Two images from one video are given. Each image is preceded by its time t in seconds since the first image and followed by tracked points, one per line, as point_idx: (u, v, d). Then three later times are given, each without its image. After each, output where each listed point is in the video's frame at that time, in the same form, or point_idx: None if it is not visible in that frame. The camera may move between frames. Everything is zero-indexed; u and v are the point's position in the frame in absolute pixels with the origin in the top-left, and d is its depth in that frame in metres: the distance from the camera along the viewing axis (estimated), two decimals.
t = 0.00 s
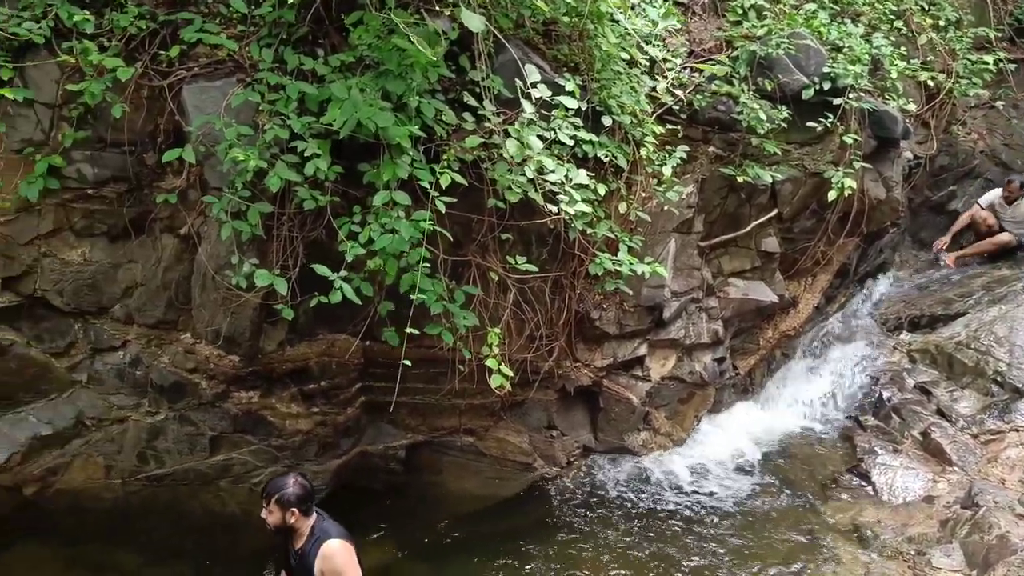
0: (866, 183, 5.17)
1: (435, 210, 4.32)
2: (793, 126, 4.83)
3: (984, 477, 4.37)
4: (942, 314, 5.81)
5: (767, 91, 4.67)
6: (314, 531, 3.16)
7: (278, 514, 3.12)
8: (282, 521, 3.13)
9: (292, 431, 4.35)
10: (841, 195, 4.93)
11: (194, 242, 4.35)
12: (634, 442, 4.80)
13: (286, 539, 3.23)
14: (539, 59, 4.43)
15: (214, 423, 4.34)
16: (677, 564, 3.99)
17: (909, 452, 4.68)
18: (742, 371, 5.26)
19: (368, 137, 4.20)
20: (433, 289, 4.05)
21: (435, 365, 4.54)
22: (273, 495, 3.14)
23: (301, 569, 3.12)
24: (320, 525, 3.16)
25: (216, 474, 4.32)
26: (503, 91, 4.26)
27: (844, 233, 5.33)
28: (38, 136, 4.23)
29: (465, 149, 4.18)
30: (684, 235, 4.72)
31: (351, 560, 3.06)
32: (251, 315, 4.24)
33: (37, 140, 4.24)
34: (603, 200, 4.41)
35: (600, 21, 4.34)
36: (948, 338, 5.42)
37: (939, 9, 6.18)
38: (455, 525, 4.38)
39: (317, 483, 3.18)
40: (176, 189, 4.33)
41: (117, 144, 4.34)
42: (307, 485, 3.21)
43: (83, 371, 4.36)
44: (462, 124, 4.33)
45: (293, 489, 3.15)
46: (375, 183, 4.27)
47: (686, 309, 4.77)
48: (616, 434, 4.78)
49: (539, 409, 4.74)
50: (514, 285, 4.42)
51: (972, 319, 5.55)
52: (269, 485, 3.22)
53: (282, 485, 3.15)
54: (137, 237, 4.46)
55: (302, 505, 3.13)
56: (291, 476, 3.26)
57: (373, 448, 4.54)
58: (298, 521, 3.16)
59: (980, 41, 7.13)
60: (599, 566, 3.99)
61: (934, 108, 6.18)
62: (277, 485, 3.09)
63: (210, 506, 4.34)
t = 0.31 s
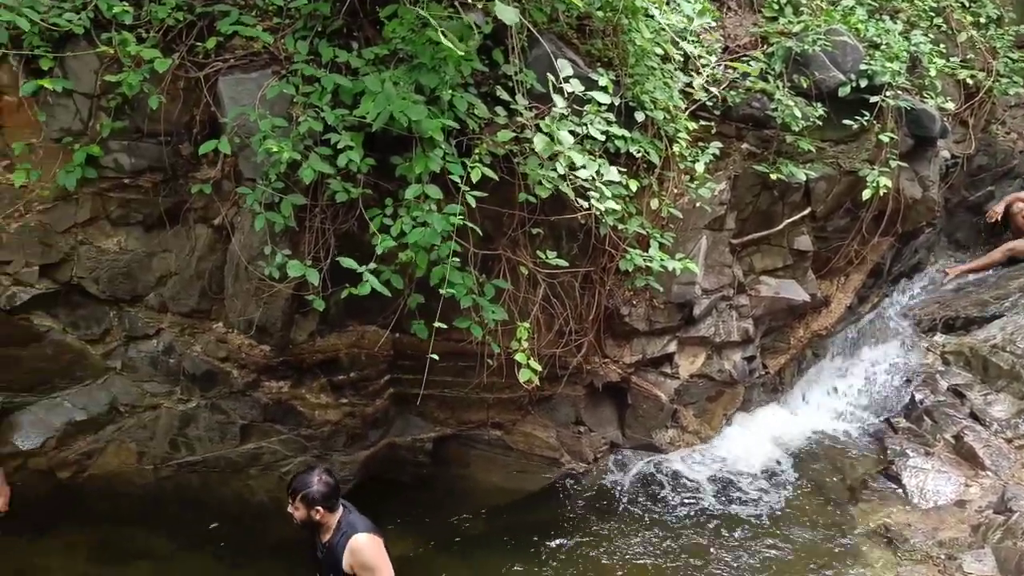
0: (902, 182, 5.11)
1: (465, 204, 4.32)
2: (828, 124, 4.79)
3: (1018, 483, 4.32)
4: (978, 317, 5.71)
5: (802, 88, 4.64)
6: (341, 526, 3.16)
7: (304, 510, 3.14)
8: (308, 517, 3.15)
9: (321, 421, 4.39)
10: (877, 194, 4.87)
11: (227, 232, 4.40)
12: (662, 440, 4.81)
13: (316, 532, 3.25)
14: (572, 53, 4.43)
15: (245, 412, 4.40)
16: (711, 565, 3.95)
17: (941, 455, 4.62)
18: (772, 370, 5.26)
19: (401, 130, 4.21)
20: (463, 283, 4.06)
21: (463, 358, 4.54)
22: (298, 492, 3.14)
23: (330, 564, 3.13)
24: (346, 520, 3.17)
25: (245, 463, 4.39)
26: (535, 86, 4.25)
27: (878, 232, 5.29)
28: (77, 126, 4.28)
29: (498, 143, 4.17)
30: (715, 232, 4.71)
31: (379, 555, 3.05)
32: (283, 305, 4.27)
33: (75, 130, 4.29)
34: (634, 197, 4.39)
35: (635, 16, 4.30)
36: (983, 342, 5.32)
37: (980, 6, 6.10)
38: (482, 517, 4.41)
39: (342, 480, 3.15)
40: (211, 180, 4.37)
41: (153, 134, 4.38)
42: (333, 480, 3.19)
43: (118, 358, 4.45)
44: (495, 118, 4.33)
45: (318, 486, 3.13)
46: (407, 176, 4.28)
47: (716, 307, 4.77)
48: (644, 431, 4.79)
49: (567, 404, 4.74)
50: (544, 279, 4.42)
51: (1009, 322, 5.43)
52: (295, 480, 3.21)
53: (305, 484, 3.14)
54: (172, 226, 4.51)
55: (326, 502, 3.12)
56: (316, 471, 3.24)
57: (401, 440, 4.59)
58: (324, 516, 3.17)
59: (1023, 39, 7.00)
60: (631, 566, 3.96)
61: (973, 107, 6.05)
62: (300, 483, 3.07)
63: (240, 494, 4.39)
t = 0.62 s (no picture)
0: (941, 180, 5.04)
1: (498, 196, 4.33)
2: (867, 119, 4.74)
3: None
4: (1016, 318, 5.85)
5: (841, 83, 4.61)
6: (376, 528, 3.00)
7: (335, 512, 3.04)
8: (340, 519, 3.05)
9: (352, 409, 4.42)
10: (915, 191, 4.81)
11: (262, 221, 4.42)
12: (691, 436, 4.79)
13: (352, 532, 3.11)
14: (609, 45, 4.39)
15: (277, 398, 4.43)
16: (736, 566, 3.93)
17: (976, 458, 4.59)
18: (805, 368, 5.20)
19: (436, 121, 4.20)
20: (495, 275, 4.07)
21: (493, 349, 4.58)
22: (332, 495, 3.02)
23: (365, 568, 2.97)
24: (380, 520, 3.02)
25: (276, 450, 4.43)
26: (571, 78, 4.25)
27: (916, 230, 5.21)
28: (117, 113, 4.32)
29: (532, 135, 4.17)
30: (750, 228, 4.68)
31: (409, 559, 2.88)
32: (316, 294, 4.30)
33: (116, 117, 4.33)
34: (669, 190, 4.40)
35: (673, 8, 4.35)
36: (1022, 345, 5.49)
37: None
38: (508, 507, 4.44)
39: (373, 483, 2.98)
40: (247, 169, 4.40)
41: (191, 122, 4.40)
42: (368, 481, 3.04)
43: (154, 342, 4.50)
44: (529, 110, 4.32)
45: (350, 488, 2.99)
46: (441, 167, 4.29)
47: (750, 303, 4.73)
48: (673, 426, 4.78)
49: (597, 398, 4.75)
50: (576, 272, 4.44)
51: None
52: (330, 484, 3.09)
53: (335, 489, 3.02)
54: (209, 214, 4.52)
55: (355, 507, 2.99)
56: (352, 472, 3.10)
57: (431, 430, 4.61)
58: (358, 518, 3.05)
59: None
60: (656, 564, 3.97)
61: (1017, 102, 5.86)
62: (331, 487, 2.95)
63: (271, 480, 4.44)
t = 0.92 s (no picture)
0: (988, 176, 4.96)
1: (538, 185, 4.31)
2: (914, 114, 4.70)
3: None
4: None
5: (888, 77, 4.57)
6: (417, 531, 3.03)
7: (380, 515, 3.03)
8: (383, 521, 3.05)
9: (388, 396, 4.46)
10: (962, 187, 4.78)
11: (303, 207, 4.45)
12: (726, 430, 4.80)
13: (392, 528, 3.14)
14: (651, 36, 4.39)
15: (315, 383, 4.48)
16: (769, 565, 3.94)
17: (1017, 460, 4.57)
18: (843, 365, 5.17)
19: (477, 111, 4.19)
20: (532, 265, 4.07)
21: (529, 339, 4.56)
22: (377, 499, 2.99)
23: (403, 564, 3.06)
24: (424, 524, 3.04)
25: (312, 434, 4.48)
26: (613, 68, 4.21)
27: (962, 226, 5.16)
28: (163, 98, 4.36)
29: (573, 125, 4.16)
30: (791, 222, 4.67)
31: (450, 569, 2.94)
32: (355, 281, 4.32)
33: (161, 102, 4.37)
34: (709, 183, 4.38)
35: None
36: None
37: None
38: (544, 498, 4.48)
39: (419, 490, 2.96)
40: (289, 155, 4.43)
41: (236, 109, 4.43)
42: (413, 487, 3.01)
43: (195, 326, 4.59)
44: (570, 100, 4.31)
45: (395, 496, 2.97)
46: (481, 156, 4.29)
47: (789, 298, 4.72)
48: (708, 419, 4.79)
49: (632, 390, 4.73)
50: (614, 264, 4.45)
51: None
52: (375, 485, 3.05)
53: (381, 492, 3.00)
54: (250, 199, 4.56)
55: (401, 512, 2.99)
56: (395, 473, 3.06)
57: (466, 418, 4.60)
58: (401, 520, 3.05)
59: None
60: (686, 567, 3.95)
61: None
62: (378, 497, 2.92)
63: (307, 463, 4.48)
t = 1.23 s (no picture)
0: None
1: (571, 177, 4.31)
2: (953, 109, 4.65)
3: None
4: None
5: (927, 71, 4.54)
6: (451, 535, 3.01)
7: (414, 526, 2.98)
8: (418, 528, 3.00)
9: (418, 385, 4.49)
10: (1002, 183, 4.71)
11: (337, 196, 4.48)
12: (756, 426, 4.77)
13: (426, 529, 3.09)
14: (687, 28, 4.36)
15: (345, 371, 4.52)
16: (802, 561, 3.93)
17: None
18: (876, 362, 5.14)
19: (510, 102, 4.16)
20: (563, 258, 4.07)
21: (558, 332, 4.57)
22: (408, 512, 2.94)
23: (437, 566, 3.04)
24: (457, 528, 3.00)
25: (343, 422, 4.53)
26: (647, 61, 4.19)
27: (1000, 224, 5.10)
28: (200, 87, 4.40)
29: (606, 118, 4.15)
30: (825, 218, 4.65)
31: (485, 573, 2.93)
32: (387, 271, 4.35)
33: (198, 91, 4.41)
34: (743, 176, 4.37)
35: None
36: None
37: None
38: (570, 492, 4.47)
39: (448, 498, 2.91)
40: (323, 145, 4.46)
41: (271, 98, 4.46)
42: (443, 495, 2.95)
43: (229, 313, 4.63)
44: (604, 92, 4.29)
45: (426, 508, 2.92)
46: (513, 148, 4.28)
47: (822, 295, 4.67)
48: (738, 415, 4.77)
49: (661, 384, 4.72)
50: (645, 258, 4.44)
51: None
52: (403, 495, 2.98)
53: (411, 504, 2.94)
54: (284, 188, 4.60)
55: (435, 520, 2.94)
56: (420, 482, 2.99)
57: (495, 409, 4.63)
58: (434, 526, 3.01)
59: None
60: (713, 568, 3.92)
61: None
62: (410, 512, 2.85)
63: (336, 451, 4.53)
